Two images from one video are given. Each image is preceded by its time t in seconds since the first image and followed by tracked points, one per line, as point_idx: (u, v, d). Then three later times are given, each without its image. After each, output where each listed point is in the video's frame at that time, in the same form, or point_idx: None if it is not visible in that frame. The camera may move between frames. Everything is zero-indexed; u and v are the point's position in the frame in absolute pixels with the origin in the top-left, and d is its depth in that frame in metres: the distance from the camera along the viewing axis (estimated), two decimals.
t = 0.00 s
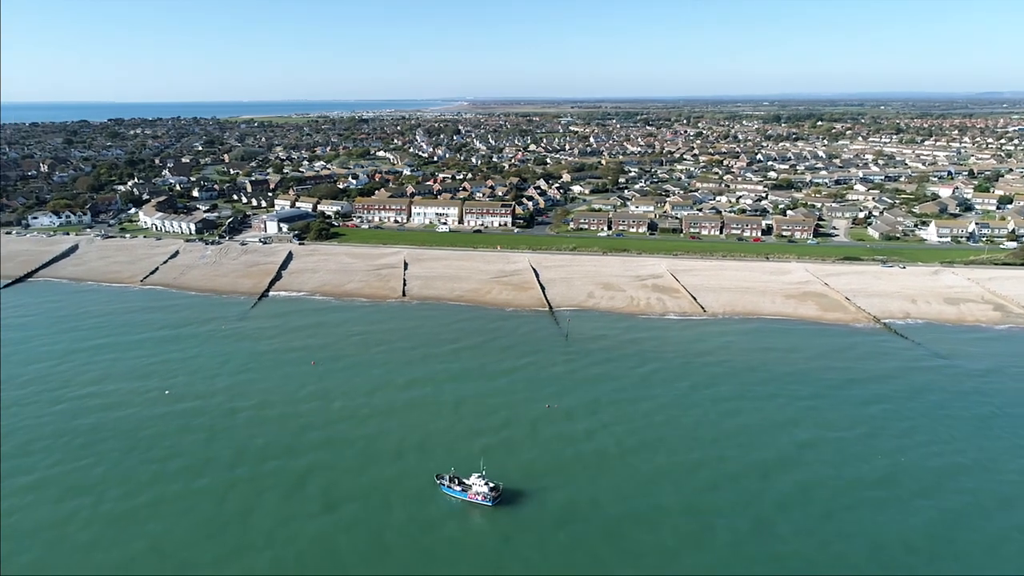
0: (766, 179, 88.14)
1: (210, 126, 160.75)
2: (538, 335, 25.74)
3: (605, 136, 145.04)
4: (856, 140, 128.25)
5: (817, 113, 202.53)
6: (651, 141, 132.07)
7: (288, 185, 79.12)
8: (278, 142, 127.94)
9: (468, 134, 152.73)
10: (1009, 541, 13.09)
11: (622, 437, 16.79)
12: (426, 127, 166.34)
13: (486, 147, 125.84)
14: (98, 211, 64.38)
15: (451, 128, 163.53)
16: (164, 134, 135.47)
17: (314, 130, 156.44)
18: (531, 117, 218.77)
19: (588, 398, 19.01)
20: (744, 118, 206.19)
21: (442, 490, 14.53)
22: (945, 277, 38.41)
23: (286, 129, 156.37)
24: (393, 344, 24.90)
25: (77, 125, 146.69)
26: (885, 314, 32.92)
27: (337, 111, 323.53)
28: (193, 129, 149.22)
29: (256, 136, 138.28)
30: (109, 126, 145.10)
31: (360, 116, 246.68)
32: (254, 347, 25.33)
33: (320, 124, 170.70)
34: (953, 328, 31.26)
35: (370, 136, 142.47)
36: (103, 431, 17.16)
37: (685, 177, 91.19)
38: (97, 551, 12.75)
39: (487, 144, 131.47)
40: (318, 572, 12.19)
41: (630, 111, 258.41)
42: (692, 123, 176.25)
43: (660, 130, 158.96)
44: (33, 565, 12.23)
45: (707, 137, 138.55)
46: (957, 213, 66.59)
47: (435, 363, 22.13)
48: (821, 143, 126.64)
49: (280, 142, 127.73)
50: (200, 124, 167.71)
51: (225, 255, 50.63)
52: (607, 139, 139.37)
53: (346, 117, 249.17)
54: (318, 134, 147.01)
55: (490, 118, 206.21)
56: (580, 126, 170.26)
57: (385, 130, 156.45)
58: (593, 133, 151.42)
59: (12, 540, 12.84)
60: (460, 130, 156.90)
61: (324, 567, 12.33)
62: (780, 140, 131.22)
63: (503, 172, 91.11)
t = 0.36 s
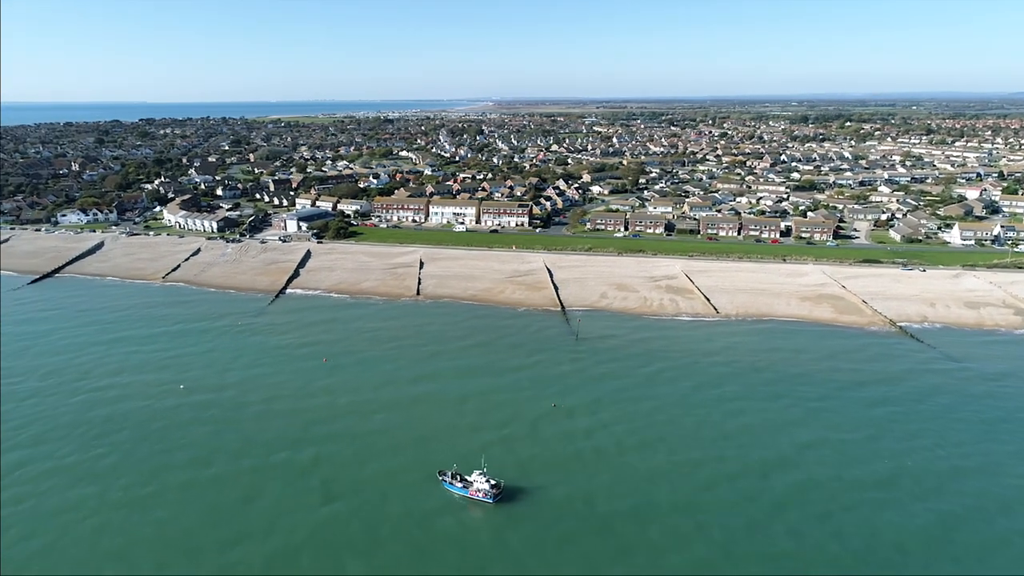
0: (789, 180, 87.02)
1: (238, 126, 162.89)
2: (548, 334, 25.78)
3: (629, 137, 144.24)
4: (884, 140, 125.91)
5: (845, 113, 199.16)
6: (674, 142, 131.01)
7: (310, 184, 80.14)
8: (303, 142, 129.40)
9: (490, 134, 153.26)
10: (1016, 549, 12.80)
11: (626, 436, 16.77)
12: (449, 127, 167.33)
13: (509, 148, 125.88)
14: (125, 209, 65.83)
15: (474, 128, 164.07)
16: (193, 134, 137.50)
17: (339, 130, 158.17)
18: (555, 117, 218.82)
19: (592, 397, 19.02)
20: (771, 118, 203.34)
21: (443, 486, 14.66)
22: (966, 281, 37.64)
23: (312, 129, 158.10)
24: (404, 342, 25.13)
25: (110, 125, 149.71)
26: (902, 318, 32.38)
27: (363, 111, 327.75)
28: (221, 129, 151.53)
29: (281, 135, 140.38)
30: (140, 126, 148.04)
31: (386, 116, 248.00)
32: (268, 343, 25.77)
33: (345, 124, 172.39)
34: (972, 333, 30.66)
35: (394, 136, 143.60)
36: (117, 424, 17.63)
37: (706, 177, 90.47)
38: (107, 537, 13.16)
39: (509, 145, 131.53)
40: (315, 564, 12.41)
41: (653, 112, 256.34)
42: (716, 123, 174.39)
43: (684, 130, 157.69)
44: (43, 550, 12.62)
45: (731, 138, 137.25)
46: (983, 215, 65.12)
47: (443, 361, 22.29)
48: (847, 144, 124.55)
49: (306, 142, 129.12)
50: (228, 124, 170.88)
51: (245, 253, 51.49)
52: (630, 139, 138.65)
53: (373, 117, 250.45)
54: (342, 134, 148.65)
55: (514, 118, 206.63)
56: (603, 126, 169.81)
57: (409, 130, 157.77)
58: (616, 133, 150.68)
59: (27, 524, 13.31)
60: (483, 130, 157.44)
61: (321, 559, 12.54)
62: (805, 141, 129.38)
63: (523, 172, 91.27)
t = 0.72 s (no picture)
0: (813, 181, 85.77)
1: (266, 125, 165.30)
2: (559, 334, 25.83)
3: (654, 137, 143.21)
4: (916, 141, 123.22)
5: (877, 113, 195.19)
6: (699, 142, 129.76)
7: (333, 183, 81.13)
8: (329, 142, 130.90)
9: (513, 134, 153.53)
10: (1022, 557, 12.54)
11: (630, 436, 16.78)
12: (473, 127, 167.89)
13: (532, 148, 125.86)
14: (154, 207, 67.38)
15: (498, 128, 164.43)
16: (222, 134, 139.98)
17: (365, 130, 159.75)
18: (580, 117, 218.33)
19: (599, 397, 19.06)
20: (799, 118, 199.94)
21: (447, 483, 14.82)
22: (990, 285, 36.82)
23: (338, 129, 159.81)
24: (417, 341, 25.39)
25: (144, 125, 153.32)
26: (921, 322, 31.84)
27: (390, 111, 331.64)
28: (249, 129, 154.08)
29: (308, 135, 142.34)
30: (172, 126, 151.20)
31: (411, 116, 249.43)
32: (284, 340, 26.24)
33: (370, 124, 173.95)
34: (992, 338, 30.04)
35: (419, 136, 144.55)
36: (133, 418, 18.13)
37: (729, 178, 89.57)
38: (118, 523, 13.61)
39: (532, 145, 131.42)
40: (314, 555, 12.65)
41: (708, 114, 252.47)
42: (743, 124, 172.12)
43: (710, 131, 156.01)
44: (57, 536, 13.12)
45: (757, 138, 135.68)
46: (1014, 218, 63.46)
47: (453, 361, 22.45)
48: (876, 145, 122.07)
49: (331, 142, 130.56)
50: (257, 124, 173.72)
51: (267, 251, 52.34)
52: (655, 140, 137.62)
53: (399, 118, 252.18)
54: (368, 134, 150.14)
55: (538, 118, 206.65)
56: (629, 127, 168.75)
57: (434, 130, 158.91)
58: (640, 133, 149.64)
59: (43, 511, 13.84)
60: (507, 130, 157.68)
61: (321, 551, 12.77)
62: (833, 142, 127.30)
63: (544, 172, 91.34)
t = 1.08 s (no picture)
0: (837, 182, 84.51)
1: (292, 125, 167.22)
2: (569, 334, 25.93)
3: (677, 137, 141.92)
4: (947, 142, 120.48)
5: (908, 114, 191.20)
6: (723, 143, 128.34)
7: (354, 182, 81.97)
8: (353, 142, 132.10)
9: (534, 134, 153.48)
10: None
11: (631, 436, 16.74)
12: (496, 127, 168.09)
13: (553, 148, 125.55)
14: (179, 205, 68.67)
15: (520, 129, 164.54)
16: (248, 134, 141.92)
17: (390, 130, 160.75)
18: (603, 117, 217.35)
19: (605, 396, 19.12)
20: (833, 116, 195.33)
21: (449, 479, 15.00)
22: (1013, 289, 36.05)
23: (362, 129, 161.11)
24: (428, 339, 25.66)
25: (173, 125, 156.15)
26: (939, 326, 31.33)
27: (414, 110, 333.81)
28: (276, 129, 155.79)
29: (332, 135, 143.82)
30: (200, 126, 153.89)
31: (461, 116, 250.76)
32: (299, 337, 26.72)
33: (394, 124, 175.00)
34: (1012, 343, 29.47)
35: (441, 136, 145.18)
36: (148, 412, 18.66)
37: (751, 179, 88.62)
38: (128, 512, 14.05)
39: (555, 145, 131.06)
40: (313, 545, 12.95)
41: (732, 114, 249.56)
42: (770, 125, 169.62)
43: (735, 132, 154.13)
44: (70, 521, 13.65)
45: (782, 138, 133.92)
46: None
47: (462, 360, 22.64)
48: (905, 146, 119.55)
49: (354, 142, 131.71)
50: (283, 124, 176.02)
51: (286, 249, 53.12)
52: (678, 140, 136.32)
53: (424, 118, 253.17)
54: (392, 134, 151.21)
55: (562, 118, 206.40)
56: (654, 127, 167.57)
57: (458, 130, 159.51)
58: (664, 134, 148.41)
59: (59, 498, 14.39)
60: (530, 130, 157.68)
61: (321, 542, 13.03)
62: (860, 143, 125.10)
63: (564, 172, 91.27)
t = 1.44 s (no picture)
0: (858, 183, 83.38)
1: (314, 125, 168.88)
2: (576, 334, 26.02)
3: (698, 138, 140.86)
4: (974, 143, 118.11)
5: (936, 115, 187.65)
6: (744, 144, 127.17)
7: (372, 182, 82.65)
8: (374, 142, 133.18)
9: (554, 134, 153.31)
10: None
11: (631, 436, 16.79)
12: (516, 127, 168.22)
13: (573, 149, 125.30)
14: (200, 204, 69.83)
15: (542, 129, 164.65)
16: (271, 134, 143.40)
17: (411, 130, 161.51)
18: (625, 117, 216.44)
19: (608, 395, 19.19)
20: (858, 116, 192.36)
21: (450, 477, 15.12)
22: None
23: (385, 129, 162.24)
24: (436, 337, 25.88)
25: (199, 125, 158.32)
26: (953, 330, 30.91)
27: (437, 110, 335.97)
28: (299, 129, 157.27)
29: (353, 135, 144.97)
30: (225, 126, 156.03)
31: (483, 117, 251.48)
32: (310, 334, 27.12)
33: (418, 124, 175.84)
34: None
35: (461, 136, 145.65)
36: (161, 408, 19.16)
37: (771, 180, 87.77)
38: (136, 503, 14.46)
39: (575, 145, 130.76)
40: (311, 537, 13.23)
41: (755, 114, 247.02)
42: (794, 125, 167.54)
43: (757, 132, 152.61)
44: (78, 509, 14.14)
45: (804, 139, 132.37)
46: None
47: (468, 358, 22.84)
48: (931, 147, 117.33)
49: (375, 142, 132.78)
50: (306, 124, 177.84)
51: (302, 248, 53.71)
52: (699, 141, 135.24)
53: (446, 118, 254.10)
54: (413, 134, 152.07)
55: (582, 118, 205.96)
56: (675, 127, 166.55)
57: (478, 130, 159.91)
58: (684, 134, 147.45)
59: (69, 487, 14.89)
60: (550, 130, 157.59)
61: (320, 534, 13.30)
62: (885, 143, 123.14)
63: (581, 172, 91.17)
